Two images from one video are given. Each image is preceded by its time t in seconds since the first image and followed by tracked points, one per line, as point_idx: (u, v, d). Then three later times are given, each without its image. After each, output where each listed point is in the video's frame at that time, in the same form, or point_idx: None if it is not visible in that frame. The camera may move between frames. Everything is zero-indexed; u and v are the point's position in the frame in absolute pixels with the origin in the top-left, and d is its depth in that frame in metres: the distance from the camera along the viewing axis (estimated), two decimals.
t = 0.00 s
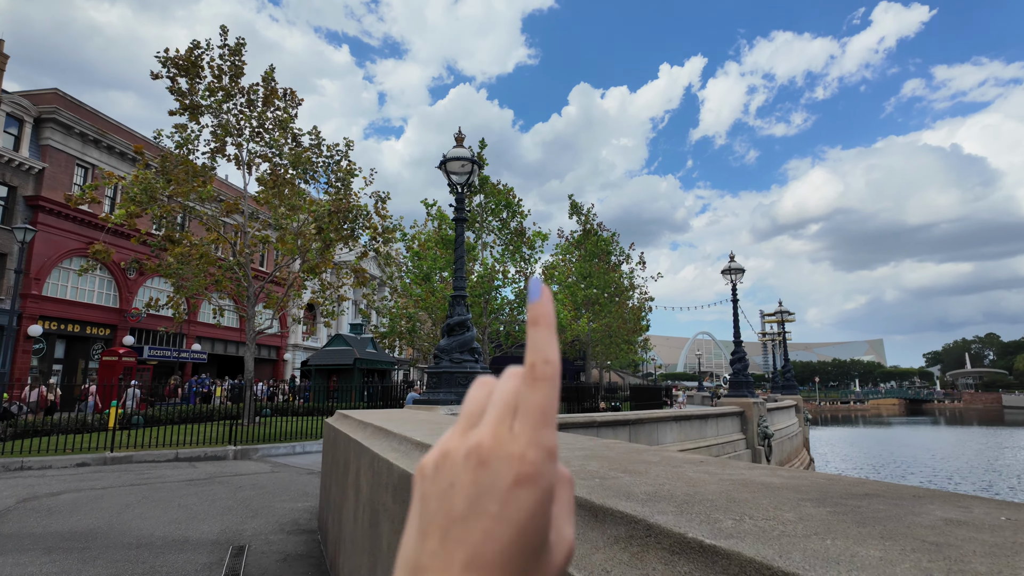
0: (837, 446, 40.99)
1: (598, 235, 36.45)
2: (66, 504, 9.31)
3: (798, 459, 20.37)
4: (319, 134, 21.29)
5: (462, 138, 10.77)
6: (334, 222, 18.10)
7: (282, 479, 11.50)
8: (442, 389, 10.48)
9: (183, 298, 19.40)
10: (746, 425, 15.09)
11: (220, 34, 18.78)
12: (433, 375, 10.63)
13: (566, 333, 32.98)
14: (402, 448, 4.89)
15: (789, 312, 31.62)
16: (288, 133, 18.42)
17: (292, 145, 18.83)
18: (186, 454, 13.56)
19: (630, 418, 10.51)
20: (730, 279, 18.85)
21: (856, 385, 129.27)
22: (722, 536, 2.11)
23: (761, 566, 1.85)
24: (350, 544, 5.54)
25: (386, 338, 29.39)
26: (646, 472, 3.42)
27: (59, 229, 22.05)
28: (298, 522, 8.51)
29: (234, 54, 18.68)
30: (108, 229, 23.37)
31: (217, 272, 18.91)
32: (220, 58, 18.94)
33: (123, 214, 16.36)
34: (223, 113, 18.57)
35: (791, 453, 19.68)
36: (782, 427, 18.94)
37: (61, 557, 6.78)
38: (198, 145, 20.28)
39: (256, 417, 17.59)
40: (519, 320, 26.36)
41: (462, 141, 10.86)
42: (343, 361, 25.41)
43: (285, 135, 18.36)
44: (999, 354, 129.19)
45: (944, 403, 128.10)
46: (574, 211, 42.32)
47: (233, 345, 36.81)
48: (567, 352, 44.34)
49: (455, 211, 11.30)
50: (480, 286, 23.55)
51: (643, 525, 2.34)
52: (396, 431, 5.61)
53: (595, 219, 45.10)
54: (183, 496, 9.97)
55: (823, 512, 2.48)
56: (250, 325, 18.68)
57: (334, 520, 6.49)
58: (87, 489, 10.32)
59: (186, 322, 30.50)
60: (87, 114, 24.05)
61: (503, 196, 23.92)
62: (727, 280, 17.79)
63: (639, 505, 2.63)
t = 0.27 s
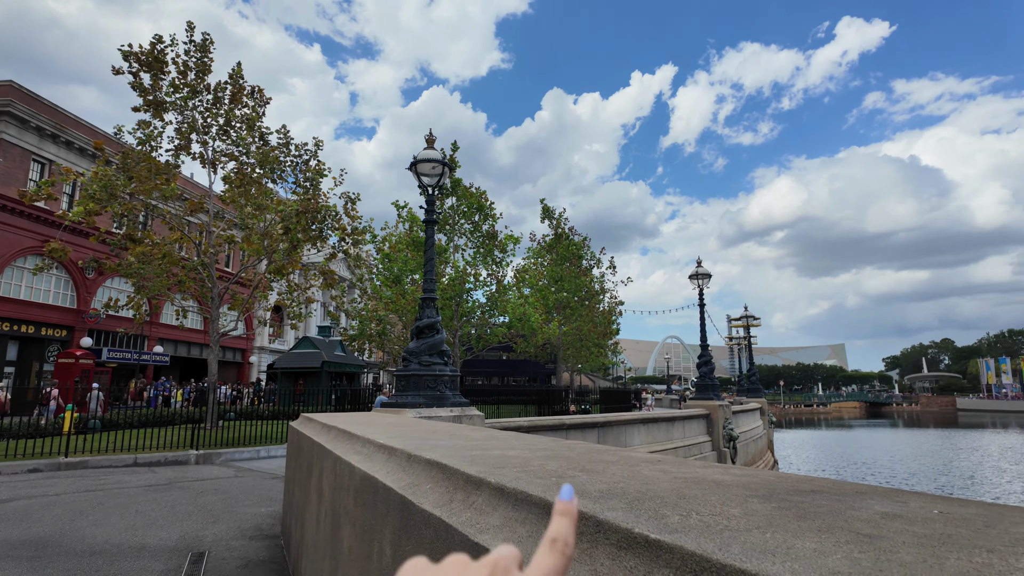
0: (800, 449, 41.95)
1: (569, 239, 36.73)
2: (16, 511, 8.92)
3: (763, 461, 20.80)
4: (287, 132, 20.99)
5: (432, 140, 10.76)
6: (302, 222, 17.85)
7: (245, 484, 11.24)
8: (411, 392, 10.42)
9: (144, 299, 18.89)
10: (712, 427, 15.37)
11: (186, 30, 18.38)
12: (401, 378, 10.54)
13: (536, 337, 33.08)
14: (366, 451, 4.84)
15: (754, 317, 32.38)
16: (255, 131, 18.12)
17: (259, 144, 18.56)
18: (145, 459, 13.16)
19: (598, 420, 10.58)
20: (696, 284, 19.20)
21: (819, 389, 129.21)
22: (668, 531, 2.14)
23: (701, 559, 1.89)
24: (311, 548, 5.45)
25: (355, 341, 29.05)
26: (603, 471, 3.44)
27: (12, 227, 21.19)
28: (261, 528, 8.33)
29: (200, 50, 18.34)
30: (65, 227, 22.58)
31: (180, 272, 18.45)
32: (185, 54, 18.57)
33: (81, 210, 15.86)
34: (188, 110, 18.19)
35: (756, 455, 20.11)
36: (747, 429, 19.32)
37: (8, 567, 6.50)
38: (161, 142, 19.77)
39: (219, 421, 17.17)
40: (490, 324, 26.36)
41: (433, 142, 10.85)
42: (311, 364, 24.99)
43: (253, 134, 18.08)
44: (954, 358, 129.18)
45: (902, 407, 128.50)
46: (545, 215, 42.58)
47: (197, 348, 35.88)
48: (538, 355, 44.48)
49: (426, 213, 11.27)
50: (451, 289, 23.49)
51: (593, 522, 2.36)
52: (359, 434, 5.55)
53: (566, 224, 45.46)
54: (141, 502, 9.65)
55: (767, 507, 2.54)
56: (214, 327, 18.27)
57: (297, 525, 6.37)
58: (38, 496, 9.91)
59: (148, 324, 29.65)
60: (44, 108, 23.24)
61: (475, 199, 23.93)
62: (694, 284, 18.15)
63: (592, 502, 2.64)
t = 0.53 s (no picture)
0: (778, 449, 42.59)
1: (552, 240, 36.82)
2: None
3: (742, 461, 21.05)
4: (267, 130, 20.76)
5: (414, 140, 10.74)
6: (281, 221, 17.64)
7: (222, 486, 11.09)
8: (391, 392, 10.38)
9: (119, 297, 18.56)
10: (691, 427, 15.52)
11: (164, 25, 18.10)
12: (381, 378, 10.49)
13: (519, 337, 33.14)
14: (343, 451, 4.82)
15: (734, 319, 32.75)
16: (234, 128, 17.89)
17: (238, 141, 18.36)
18: (120, 460, 12.94)
19: (579, 420, 10.62)
20: (676, 285, 19.39)
21: (796, 390, 129.24)
22: (633, 529, 2.17)
23: (664, 557, 1.91)
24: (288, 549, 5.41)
25: (336, 341, 28.83)
26: (576, 471, 3.46)
27: None
28: (238, 529, 8.23)
29: (178, 46, 18.07)
30: (37, 224, 22.09)
31: (157, 270, 18.15)
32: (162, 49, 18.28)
33: (54, 207, 15.55)
34: (165, 106, 17.91)
35: (734, 455, 20.35)
36: (726, 429, 19.59)
37: None
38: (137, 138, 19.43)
39: (195, 422, 16.92)
40: (473, 324, 26.36)
41: (415, 142, 10.84)
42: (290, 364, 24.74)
43: (232, 131, 17.85)
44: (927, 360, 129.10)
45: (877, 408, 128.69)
46: (528, 216, 42.65)
47: (174, 348, 35.32)
48: (520, 356, 44.52)
49: (407, 213, 11.24)
50: (432, 289, 23.42)
51: (562, 520, 2.38)
52: (336, 435, 5.50)
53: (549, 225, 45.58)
54: (115, 504, 9.48)
55: (733, 506, 2.58)
56: (192, 326, 18.01)
57: (273, 527, 6.29)
58: (9, 498, 9.69)
59: (124, 324, 29.12)
60: (16, 102, 22.74)
61: (458, 199, 23.90)
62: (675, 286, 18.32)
63: (563, 501, 2.66)
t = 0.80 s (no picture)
0: (772, 449, 42.78)
1: (547, 240, 36.83)
2: None
3: (736, 461, 21.11)
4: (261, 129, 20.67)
5: (409, 140, 10.73)
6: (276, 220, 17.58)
7: (216, 486, 11.04)
8: (386, 392, 10.35)
9: (112, 297, 18.44)
10: (686, 427, 15.55)
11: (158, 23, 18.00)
12: (376, 379, 10.47)
13: (514, 338, 33.17)
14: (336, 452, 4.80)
15: (728, 319, 32.84)
16: (228, 128, 17.81)
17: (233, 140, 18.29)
18: (112, 461, 12.86)
19: (574, 420, 10.63)
20: (671, 286, 19.42)
21: (790, 390, 129.26)
22: (624, 530, 2.17)
23: (655, 558, 1.91)
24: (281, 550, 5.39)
25: (331, 341, 28.79)
26: (569, 471, 3.47)
27: None
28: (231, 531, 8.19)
29: (173, 44, 17.97)
30: (29, 223, 21.93)
31: (150, 270, 18.05)
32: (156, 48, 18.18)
33: (46, 206, 15.44)
34: (159, 105, 17.81)
35: (729, 455, 20.41)
36: (720, 430, 19.67)
37: None
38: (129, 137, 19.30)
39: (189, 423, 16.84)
40: (468, 324, 26.36)
41: (410, 142, 10.82)
42: (285, 364, 24.66)
43: (226, 130, 17.76)
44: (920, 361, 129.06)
45: (870, 408, 128.71)
46: (524, 216, 42.65)
47: (167, 348, 35.14)
48: (516, 356, 44.52)
49: (402, 212, 11.22)
50: (428, 289, 23.38)
51: (553, 521, 2.38)
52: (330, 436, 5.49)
53: (545, 226, 45.61)
54: (107, 505, 9.42)
55: (725, 507, 2.59)
56: (185, 326, 17.92)
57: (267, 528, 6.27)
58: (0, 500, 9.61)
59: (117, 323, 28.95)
60: (8, 99, 22.59)
61: (453, 200, 23.88)
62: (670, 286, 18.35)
63: (555, 502, 2.65)
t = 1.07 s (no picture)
0: (772, 449, 42.75)
1: (547, 241, 36.86)
2: None
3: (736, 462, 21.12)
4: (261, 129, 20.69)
5: (409, 140, 10.74)
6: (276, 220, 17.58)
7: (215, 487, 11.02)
8: (385, 393, 10.34)
9: (111, 297, 18.41)
10: (685, 428, 15.56)
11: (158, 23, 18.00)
12: (376, 379, 10.46)
13: (514, 338, 33.18)
14: (335, 452, 4.78)
15: (728, 320, 32.87)
16: (229, 127, 17.81)
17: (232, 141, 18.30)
18: (111, 461, 12.83)
19: (573, 421, 10.63)
20: (671, 286, 19.45)
21: (791, 391, 129.36)
22: (625, 530, 2.16)
23: (654, 557, 1.90)
24: (279, 550, 5.38)
25: (330, 342, 28.78)
26: (568, 471, 3.46)
27: None
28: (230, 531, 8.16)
29: (173, 44, 17.97)
30: (28, 223, 21.89)
31: (149, 270, 18.02)
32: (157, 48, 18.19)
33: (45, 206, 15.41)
34: (159, 104, 17.81)
35: (728, 455, 20.43)
36: (720, 430, 19.65)
37: None
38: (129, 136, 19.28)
39: (188, 423, 16.82)
40: (468, 325, 26.35)
41: (409, 142, 10.83)
42: (284, 365, 24.64)
43: (226, 130, 17.76)
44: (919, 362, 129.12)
45: (870, 409, 128.86)
46: (524, 217, 42.69)
47: (167, 348, 35.11)
48: (516, 356, 44.53)
49: (401, 212, 11.22)
50: (427, 290, 23.40)
51: (552, 520, 2.38)
52: (328, 436, 5.47)
53: (544, 226, 45.68)
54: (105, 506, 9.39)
55: (724, 506, 2.58)
56: (184, 326, 17.90)
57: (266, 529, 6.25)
58: None
59: (116, 324, 28.91)
60: (7, 99, 22.57)
61: (453, 200, 23.90)
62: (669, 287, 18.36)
63: (554, 502, 2.64)
